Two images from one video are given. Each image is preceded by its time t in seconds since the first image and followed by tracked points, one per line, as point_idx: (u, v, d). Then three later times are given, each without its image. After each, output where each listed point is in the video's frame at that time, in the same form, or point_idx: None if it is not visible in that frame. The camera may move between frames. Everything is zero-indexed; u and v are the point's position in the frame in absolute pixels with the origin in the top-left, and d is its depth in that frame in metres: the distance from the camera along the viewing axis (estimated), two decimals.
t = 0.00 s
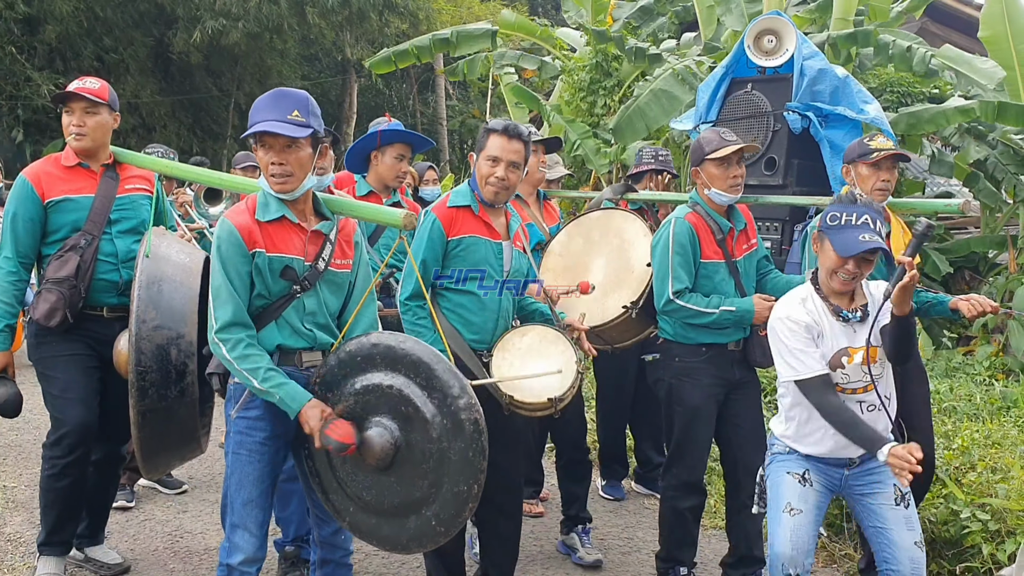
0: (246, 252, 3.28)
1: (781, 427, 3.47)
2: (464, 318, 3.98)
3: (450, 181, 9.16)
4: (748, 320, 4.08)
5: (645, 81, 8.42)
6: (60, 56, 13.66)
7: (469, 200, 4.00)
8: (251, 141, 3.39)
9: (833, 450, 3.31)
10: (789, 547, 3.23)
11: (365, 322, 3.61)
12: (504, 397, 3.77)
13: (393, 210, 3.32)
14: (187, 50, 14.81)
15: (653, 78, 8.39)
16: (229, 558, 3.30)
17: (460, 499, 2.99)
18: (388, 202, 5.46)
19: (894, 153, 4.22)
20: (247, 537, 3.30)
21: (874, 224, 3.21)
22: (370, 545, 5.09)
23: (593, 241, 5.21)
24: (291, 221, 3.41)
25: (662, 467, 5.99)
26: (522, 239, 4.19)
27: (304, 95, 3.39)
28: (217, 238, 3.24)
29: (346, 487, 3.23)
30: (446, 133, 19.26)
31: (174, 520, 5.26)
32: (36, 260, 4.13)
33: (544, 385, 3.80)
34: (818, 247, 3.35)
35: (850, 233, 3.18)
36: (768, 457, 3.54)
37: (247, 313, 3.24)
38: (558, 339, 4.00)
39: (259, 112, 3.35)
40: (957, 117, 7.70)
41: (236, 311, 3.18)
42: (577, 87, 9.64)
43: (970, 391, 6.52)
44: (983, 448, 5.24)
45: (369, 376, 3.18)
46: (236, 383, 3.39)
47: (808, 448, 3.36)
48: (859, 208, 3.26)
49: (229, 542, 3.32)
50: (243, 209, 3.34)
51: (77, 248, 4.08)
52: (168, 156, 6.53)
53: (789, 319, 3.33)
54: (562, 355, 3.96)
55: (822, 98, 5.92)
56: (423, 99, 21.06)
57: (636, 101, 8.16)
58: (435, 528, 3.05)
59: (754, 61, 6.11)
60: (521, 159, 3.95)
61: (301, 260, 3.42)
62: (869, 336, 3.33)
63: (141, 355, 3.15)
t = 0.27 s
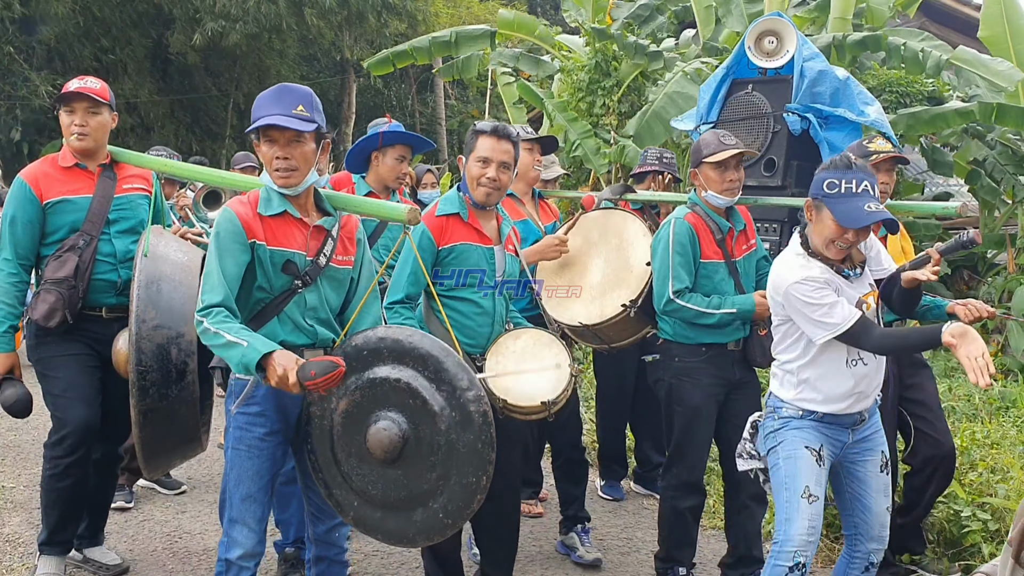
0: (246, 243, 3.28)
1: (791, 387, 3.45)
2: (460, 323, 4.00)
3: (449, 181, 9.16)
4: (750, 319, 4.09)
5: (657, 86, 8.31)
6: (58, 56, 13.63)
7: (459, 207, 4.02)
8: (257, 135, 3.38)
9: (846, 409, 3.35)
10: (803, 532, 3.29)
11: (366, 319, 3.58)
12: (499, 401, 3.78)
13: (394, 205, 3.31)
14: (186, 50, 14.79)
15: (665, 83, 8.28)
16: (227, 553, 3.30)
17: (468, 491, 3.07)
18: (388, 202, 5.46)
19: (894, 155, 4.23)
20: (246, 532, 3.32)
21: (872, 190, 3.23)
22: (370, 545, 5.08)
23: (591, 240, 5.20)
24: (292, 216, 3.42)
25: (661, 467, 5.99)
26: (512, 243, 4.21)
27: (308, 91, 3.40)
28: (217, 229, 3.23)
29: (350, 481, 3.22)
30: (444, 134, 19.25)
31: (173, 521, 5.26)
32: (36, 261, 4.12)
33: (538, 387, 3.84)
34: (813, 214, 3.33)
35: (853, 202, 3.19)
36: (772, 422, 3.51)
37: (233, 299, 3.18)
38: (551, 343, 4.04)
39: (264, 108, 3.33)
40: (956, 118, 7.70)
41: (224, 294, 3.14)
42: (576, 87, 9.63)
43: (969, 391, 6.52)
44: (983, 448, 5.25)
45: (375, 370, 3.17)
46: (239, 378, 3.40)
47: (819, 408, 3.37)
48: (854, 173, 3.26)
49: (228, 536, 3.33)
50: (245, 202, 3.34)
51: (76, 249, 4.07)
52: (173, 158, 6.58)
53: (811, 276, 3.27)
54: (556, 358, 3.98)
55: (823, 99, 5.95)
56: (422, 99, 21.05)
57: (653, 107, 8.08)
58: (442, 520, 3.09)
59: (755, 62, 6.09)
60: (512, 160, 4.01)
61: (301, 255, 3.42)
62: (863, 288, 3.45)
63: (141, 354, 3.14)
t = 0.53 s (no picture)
0: (245, 263, 3.28)
1: (763, 405, 3.16)
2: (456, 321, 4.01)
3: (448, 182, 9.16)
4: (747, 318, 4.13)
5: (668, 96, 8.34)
6: (56, 57, 13.61)
7: (453, 204, 4.02)
8: (268, 151, 3.36)
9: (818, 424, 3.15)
10: None
11: (368, 321, 3.62)
12: (498, 398, 3.83)
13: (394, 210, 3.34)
14: (185, 50, 14.77)
15: (674, 91, 8.30)
16: (231, 557, 3.30)
17: (469, 496, 3.06)
18: (387, 203, 5.46)
19: (893, 155, 4.23)
20: (251, 536, 3.31)
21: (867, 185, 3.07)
22: (369, 545, 5.08)
23: (588, 244, 5.20)
24: (296, 229, 3.39)
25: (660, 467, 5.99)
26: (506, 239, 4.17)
27: (318, 104, 3.41)
28: (218, 250, 3.23)
29: (353, 484, 3.25)
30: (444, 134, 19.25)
31: (172, 521, 5.26)
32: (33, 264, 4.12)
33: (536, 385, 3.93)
34: (806, 213, 3.10)
35: (857, 199, 3.00)
36: (735, 458, 3.21)
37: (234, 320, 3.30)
38: (546, 339, 4.14)
39: (275, 121, 3.33)
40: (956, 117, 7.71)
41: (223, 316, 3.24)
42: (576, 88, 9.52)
43: (968, 391, 6.52)
44: (982, 448, 5.25)
45: (375, 376, 3.20)
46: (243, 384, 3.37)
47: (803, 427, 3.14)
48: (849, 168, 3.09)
49: (233, 541, 3.31)
50: (244, 219, 3.32)
51: (73, 252, 4.08)
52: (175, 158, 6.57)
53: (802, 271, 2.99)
54: (554, 354, 4.10)
55: (823, 99, 5.99)
56: (421, 99, 21.04)
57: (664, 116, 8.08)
58: (444, 524, 3.10)
59: (756, 62, 6.11)
60: (505, 155, 4.01)
61: (306, 267, 3.41)
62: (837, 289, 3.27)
63: (139, 359, 3.15)
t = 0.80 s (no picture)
0: (245, 263, 3.28)
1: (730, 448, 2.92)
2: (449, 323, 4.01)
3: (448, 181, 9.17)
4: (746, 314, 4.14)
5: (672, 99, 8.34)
6: (54, 56, 13.59)
7: (450, 204, 4.04)
8: (255, 149, 3.39)
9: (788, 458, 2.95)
10: None
11: (374, 327, 3.61)
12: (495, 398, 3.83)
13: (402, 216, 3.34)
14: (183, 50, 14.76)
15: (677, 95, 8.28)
16: (236, 561, 3.30)
17: (478, 499, 3.10)
18: (386, 202, 5.45)
19: (895, 155, 4.22)
20: (254, 539, 3.31)
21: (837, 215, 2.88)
22: (368, 545, 5.07)
23: (583, 242, 5.19)
24: (292, 226, 3.40)
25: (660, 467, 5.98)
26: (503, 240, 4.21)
27: (297, 98, 3.42)
28: (217, 251, 3.24)
29: (361, 490, 3.25)
30: (443, 133, 19.24)
31: (171, 521, 5.25)
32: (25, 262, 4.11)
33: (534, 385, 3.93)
34: (779, 244, 2.87)
35: (837, 231, 2.80)
36: (707, 503, 2.94)
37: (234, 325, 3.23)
38: (545, 339, 4.13)
39: (259, 119, 3.35)
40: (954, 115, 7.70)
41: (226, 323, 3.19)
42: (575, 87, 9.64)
43: (968, 390, 6.52)
44: (982, 448, 5.25)
45: (383, 380, 3.21)
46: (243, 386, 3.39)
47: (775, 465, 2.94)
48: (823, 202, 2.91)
49: (237, 544, 3.33)
50: (243, 218, 3.34)
51: (65, 250, 4.07)
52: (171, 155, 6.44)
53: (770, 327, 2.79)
54: (551, 355, 4.09)
55: (824, 99, 5.96)
56: (421, 99, 21.03)
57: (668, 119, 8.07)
58: (454, 527, 3.13)
59: (755, 60, 6.12)
60: (502, 156, 4.02)
61: (303, 265, 3.40)
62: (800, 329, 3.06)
63: (133, 357, 3.05)
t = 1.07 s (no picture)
0: (248, 247, 3.27)
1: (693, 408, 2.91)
2: (448, 325, 4.01)
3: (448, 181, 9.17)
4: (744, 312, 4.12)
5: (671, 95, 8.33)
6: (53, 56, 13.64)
7: (445, 204, 4.03)
8: (258, 141, 3.39)
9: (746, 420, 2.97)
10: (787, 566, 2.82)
11: (372, 321, 3.59)
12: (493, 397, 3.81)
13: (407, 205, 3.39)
14: (182, 50, 14.76)
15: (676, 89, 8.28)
16: (230, 554, 3.29)
17: (474, 491, 3.10)
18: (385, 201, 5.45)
19: (893, 161, 4.21)
20: (248, 533, 3.31)
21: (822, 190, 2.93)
22: (367, 546, 5.07)
23: (580, 243, 5.19)
24: (295, 217, 3.41)
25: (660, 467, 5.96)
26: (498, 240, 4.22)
27: (298, 88, 3.43)
28: (220, 233, 3.22)
29: (354, 481, 3.23)
30: (442, 133, 19.23)
31: (170, 521, 5.24)
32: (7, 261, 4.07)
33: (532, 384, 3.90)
34: (767, 208, 2.88)
35: (826, 207, 2.86)
36: (678, 460, 2.91)
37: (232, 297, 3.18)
38: (541, 338, 4.07)
39: (258, 111, 3.36)
40: (955, 115, 7.70)
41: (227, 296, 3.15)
42: (573, 87, 9.54)
43: (967, 390, 6.51)
44: (982, 447, 5.24)
45: (382, 369, 3.22)
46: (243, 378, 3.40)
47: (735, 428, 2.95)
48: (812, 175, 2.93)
49: (230, 537, 3.31)
50: (244, 205, 3.32)
51: (47, 250, 4.04)
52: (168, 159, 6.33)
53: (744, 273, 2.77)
54: (547, 355, 4.03)
55: (819, 98, 6.05)
56: (420, 99, 21.02)
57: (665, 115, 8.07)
58: (448, 521, 3.12)
59: (750, 61, 6.10)
60: (496, 156, 4.01)
61: (304, 257, 3.40)
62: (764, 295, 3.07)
63: (123, 358, 3.04)
